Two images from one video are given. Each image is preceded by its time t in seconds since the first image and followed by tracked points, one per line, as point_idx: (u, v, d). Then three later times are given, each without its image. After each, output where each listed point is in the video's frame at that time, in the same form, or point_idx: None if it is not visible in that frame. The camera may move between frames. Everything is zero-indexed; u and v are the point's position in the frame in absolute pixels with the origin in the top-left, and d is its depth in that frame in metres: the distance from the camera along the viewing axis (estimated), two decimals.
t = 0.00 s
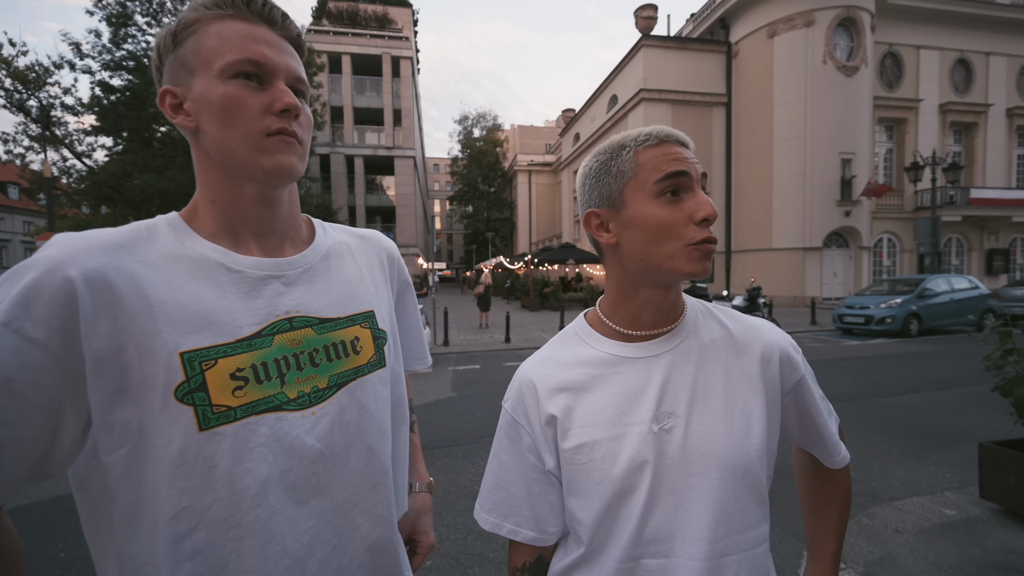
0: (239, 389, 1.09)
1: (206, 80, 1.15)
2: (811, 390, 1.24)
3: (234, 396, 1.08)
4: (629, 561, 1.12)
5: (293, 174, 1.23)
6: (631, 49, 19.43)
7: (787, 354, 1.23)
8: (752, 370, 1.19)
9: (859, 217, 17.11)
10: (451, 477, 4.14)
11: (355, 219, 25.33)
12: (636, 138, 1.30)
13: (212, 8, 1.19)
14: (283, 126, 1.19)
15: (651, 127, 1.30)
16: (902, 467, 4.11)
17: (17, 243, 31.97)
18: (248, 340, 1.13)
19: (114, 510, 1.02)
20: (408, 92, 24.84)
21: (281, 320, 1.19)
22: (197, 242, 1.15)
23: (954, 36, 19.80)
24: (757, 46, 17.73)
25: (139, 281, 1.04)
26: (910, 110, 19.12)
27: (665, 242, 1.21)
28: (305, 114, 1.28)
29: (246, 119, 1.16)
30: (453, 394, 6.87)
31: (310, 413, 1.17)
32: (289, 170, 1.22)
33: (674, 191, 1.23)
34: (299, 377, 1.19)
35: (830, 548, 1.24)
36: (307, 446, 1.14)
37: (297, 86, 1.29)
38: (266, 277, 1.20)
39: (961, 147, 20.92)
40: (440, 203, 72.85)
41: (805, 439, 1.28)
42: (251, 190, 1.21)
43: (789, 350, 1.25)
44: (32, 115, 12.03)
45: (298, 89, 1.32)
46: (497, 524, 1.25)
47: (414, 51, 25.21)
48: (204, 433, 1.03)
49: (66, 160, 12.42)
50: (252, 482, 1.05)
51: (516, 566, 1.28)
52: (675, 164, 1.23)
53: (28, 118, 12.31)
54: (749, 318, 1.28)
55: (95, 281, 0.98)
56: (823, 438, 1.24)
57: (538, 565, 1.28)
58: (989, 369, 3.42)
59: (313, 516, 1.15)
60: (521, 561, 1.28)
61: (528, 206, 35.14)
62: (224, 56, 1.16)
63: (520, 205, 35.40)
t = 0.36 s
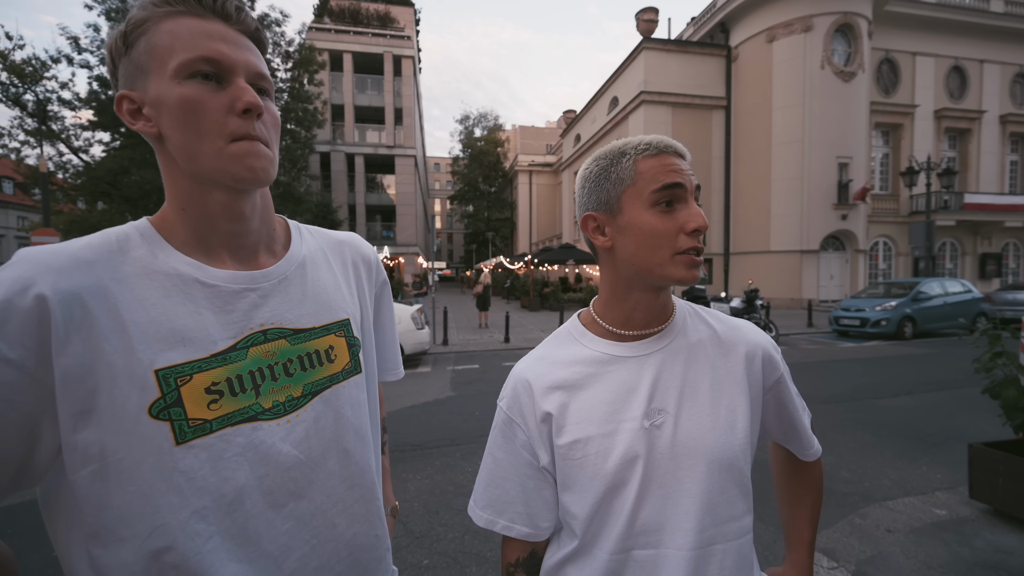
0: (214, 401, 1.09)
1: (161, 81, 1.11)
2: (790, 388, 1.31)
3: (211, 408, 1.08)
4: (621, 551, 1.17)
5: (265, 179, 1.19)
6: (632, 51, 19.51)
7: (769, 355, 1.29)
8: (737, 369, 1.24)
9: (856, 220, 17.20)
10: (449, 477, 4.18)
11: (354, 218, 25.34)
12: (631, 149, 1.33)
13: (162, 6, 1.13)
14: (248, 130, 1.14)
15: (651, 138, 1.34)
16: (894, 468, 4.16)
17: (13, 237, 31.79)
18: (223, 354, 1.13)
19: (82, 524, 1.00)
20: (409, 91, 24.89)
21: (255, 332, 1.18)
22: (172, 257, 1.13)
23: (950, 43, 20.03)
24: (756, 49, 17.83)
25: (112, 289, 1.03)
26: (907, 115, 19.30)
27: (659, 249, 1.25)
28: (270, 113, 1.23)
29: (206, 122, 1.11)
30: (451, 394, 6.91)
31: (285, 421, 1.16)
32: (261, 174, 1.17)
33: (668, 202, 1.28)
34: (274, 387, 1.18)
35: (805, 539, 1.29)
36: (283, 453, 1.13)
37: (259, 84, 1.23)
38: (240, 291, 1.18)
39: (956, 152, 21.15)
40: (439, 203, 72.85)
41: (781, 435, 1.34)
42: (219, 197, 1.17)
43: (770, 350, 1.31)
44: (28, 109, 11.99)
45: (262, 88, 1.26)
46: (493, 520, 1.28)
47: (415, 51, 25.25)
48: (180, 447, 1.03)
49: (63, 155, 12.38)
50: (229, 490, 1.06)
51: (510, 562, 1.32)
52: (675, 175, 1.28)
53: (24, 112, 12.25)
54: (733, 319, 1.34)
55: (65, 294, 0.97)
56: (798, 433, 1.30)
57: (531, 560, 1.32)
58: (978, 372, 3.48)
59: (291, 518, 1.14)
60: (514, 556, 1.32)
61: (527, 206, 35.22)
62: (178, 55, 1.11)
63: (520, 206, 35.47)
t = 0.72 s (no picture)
0: (242, 374, 1.22)
1: (209, 123, 1.31)
2: (785, 391, 1.31)
3: (239, 381, 1.22)
4: (610, 543, 1.18)
5: (277, 194, 1.32)
6: (631, 52, 19.56)
7: (763, 358, 1.29)
8: (729, 369, 1.25)
9: (852, 223, 17.28)
10: (446, 477, 4.18)
11: (352, 218, 25.35)
12: (581, 166, 1.40)
13: (213, 65, 1.35)
14: (267, 155, 1.30)
15: (592, 151, 1.38)
16: (889, 469, 4.19)
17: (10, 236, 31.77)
18: (250, 338, 1.27)
19: (167, 487, 1.16)
20: (407, 92, 24.90)
21: (276, 324, 1.32)
22: (214, 257, 1.28)
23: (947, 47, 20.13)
24: (754, 52, 17.87)
25: (173, 284, 1.19)
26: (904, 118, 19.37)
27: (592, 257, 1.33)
28: (290, 142, 1.39)
29: (233, 148, 1.28)
30: (449, 394, 6.93)
31: (297, 400, 1.29)
32: (278, 192, 1.32)
33: (598, 212, 1.33)
34: (288, 370, 1.31)
35: (799, 540, 1.31)
36: (296, 429, 1.25)
37: (284, 120, 1.40)
38: (266, 289, 1.32)
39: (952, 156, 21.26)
40: (438, 203, 72.89)
41: (778, 437, 1.36)
42: (250, 211, 1.33)
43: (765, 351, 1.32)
44: (25, 107, 11.96)
45: (289, 124, 1.43)
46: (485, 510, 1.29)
47: (414, 51, 25.25)
48: (217, 411, 1.17)
49: (61, 153, 12.39)
50: (252, 451, 1.17)
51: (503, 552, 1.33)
52: (596, 188, 1.32)
53: (22, 110, 12.20)
54: (730, 322, 1.35)
55: (141, 285, 1.12)
56: (794, 436, 1.31)
57: (526, 550, 1.33)
58: (973, 374, 3.50)
59: (303, 486, 1.24)
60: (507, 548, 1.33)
61: (525, 207, 35.25)
62: (219, 102, 1.31)
63: (519, 207, 35.52)
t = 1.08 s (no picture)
0: (278, 358, 1.49)
1: (253, 158, 1.60)
2: (800, 394, 1.25)
3: (275, 363, 1.48)
4: (620, 541, 1.15)
5: (299, 212, 1.56)
6: (637, 52, 19.50)
7: (778, 358, 1.23)
8: (741, 370, 1.20)
9: (865, 223, 17.04)
10: (451, 475, 4.16)
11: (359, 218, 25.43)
12: (571, 176, 1.34)
13: (256, 106, 1.62)
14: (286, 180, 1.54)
15: (580, 161, 1.33)
16: (902, 475, 4.09)
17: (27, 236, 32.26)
18: (285, 329, 1.53)
19: (224, 447, 1.41)
20: (414, 93, 24.92)
21: (308, 319, 1.59)
22: (259, 261, 1.55)
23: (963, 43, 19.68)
24: (762, 51, 17.71)
25: (228, 283, 1.45)
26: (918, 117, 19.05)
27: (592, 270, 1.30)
28: (310, 164, 1.59)
29: (264, 175, 1.55)
30: (454, 394, 6.90)
31: (322, 384, 1.55)
32: (300, 210, 1.56)
33: (590, 223, 1.30)
34: (315, 359, 1.55)
35: (815, 545, 1.26)
36: (317, 409, 1.51)
37: (309, 145, 1.60)
38: (301, 289, 1.59)
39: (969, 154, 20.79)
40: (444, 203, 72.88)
41: (794, 440, 1.30)
42: (283, 228, 1.59)
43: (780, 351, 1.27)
44: (44, 111, 12.10)
45: (315, 149, 1.63)
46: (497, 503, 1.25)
47: (420, 52, 25.26)
48: (258, 387, 1.44)
49: (77, 155, 12.65)
50: (280, 425, 1.42)
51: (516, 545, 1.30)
52: (585, 200, 1.29)
53: (40, 115, 12.37)
54: (743, 323, 1.29)
55: (204, 284, 1.38)
56: (810, 441, 1.26)
57: (536, 545, 1.28)
58: (992, 378, 3.41)
59: (317, 459, 1.48)
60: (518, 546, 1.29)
61: (532, 207, 35.16)
62: (257, 138, 1.58)
63: (523, 207, 35.54)
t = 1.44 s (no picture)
0: (307, 346, 1.49)
1: (300, 153, 1.60)
2: (830, 383, 1.19)
3: (304, 351, 1.48)
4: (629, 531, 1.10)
5: (342, 210, 1.59)
6: (659, 38, 19.05)
7: (801, 345, 1.18)
8: (762, 360, 1.14)
9: (894, 216, 16.53)
10: (466, 464, 4.17)
11: (376, 210, 25.60)
12: (565, 173, 1.28)
13: (308, 105, 1.65)
14: (338, 178, 1.57)
15: (571, 157, 1.27)
16: (928, 475, 3.96)
17: (59, 226, 33.26)
18: (313, 320, 1.53)
19: (253, 429, 1.40)
20: (431, 83, 24.86)
21: (334, 311, 1.58)
22: (290, 253, 1.55)
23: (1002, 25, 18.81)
24: (792, 35, 17.21)
25: (262, 269, 1.47)
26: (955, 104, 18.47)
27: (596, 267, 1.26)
28: (356, 166, 1.65)
29: (314, 173, 1.57)
30: (470, 384, 6.92)
31: (347, 372, 1.54)
32: (344, 209, 1.60)
33: (587, 222, 1.25)
34: (342, 349, 1.55)
35: (845, 545, 1.22)
36: (341, 394, 1.50)
37: (354, 150, 1.67)
38: (328, 282, 1.59)
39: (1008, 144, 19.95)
40: (460, 195, 72.85)
41: (822, 433, 1.24)
42: (323, 222, 1.59)
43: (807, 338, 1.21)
44: (72, 104, 12.36)
45: (358, 153, 1.70)
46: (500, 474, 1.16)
47: (437, 42, 25.12)
48: (290, 372, 1.44)
49: (104, 147, 12.91)
50: (310, 408, 1.43)
51: (493, 503, 1.14)
52: (581, 199, 1.23)
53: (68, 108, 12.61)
54: (768, 309, 1.23)
55: (239, 272, 1.41)
56: (843, 433, 1.20)
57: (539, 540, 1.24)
58: None
59: (341, 447, 1.47)
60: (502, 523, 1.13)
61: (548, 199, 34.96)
62: (307, 136, 1.59)
63: (539, 198, 35.34)
